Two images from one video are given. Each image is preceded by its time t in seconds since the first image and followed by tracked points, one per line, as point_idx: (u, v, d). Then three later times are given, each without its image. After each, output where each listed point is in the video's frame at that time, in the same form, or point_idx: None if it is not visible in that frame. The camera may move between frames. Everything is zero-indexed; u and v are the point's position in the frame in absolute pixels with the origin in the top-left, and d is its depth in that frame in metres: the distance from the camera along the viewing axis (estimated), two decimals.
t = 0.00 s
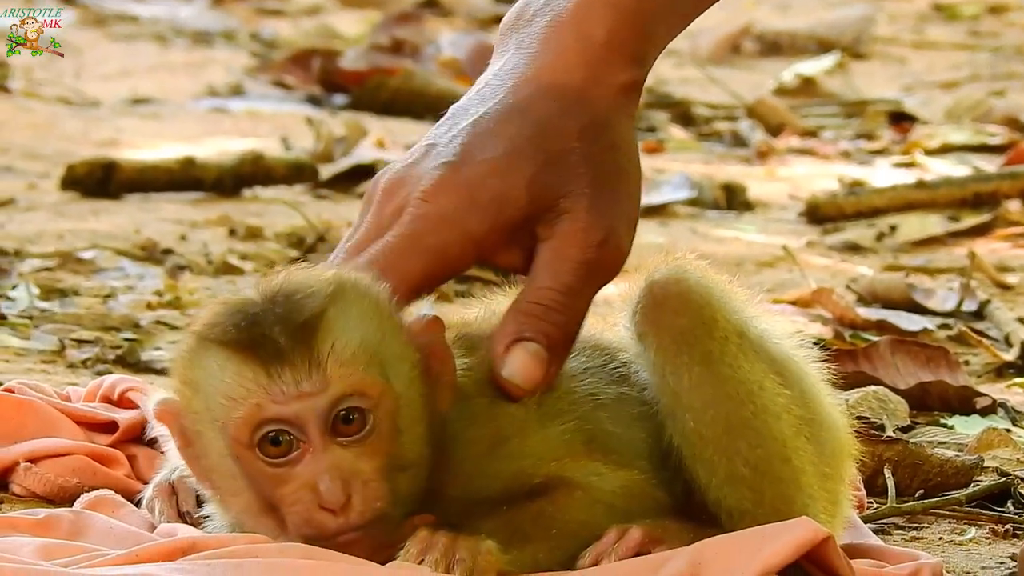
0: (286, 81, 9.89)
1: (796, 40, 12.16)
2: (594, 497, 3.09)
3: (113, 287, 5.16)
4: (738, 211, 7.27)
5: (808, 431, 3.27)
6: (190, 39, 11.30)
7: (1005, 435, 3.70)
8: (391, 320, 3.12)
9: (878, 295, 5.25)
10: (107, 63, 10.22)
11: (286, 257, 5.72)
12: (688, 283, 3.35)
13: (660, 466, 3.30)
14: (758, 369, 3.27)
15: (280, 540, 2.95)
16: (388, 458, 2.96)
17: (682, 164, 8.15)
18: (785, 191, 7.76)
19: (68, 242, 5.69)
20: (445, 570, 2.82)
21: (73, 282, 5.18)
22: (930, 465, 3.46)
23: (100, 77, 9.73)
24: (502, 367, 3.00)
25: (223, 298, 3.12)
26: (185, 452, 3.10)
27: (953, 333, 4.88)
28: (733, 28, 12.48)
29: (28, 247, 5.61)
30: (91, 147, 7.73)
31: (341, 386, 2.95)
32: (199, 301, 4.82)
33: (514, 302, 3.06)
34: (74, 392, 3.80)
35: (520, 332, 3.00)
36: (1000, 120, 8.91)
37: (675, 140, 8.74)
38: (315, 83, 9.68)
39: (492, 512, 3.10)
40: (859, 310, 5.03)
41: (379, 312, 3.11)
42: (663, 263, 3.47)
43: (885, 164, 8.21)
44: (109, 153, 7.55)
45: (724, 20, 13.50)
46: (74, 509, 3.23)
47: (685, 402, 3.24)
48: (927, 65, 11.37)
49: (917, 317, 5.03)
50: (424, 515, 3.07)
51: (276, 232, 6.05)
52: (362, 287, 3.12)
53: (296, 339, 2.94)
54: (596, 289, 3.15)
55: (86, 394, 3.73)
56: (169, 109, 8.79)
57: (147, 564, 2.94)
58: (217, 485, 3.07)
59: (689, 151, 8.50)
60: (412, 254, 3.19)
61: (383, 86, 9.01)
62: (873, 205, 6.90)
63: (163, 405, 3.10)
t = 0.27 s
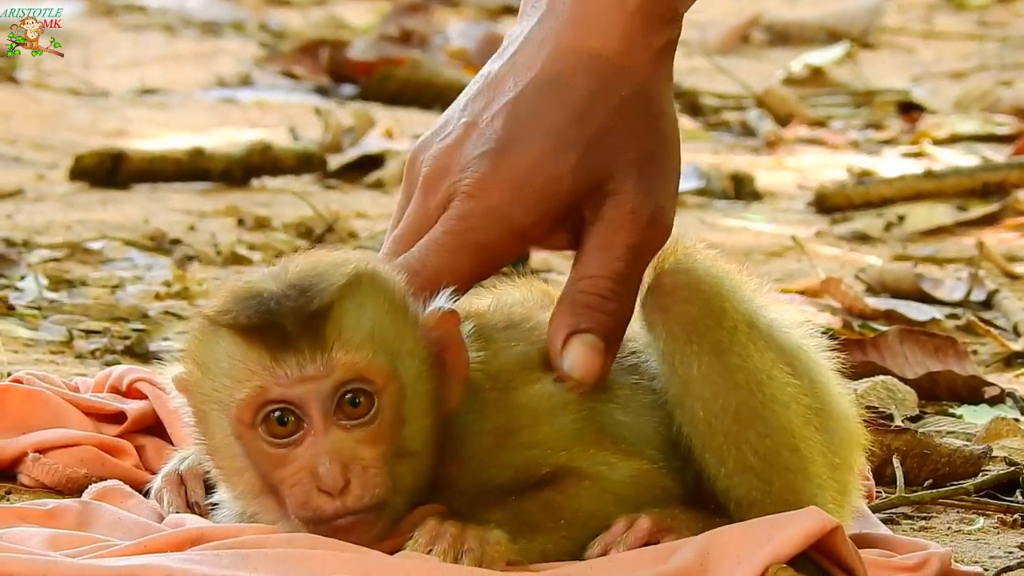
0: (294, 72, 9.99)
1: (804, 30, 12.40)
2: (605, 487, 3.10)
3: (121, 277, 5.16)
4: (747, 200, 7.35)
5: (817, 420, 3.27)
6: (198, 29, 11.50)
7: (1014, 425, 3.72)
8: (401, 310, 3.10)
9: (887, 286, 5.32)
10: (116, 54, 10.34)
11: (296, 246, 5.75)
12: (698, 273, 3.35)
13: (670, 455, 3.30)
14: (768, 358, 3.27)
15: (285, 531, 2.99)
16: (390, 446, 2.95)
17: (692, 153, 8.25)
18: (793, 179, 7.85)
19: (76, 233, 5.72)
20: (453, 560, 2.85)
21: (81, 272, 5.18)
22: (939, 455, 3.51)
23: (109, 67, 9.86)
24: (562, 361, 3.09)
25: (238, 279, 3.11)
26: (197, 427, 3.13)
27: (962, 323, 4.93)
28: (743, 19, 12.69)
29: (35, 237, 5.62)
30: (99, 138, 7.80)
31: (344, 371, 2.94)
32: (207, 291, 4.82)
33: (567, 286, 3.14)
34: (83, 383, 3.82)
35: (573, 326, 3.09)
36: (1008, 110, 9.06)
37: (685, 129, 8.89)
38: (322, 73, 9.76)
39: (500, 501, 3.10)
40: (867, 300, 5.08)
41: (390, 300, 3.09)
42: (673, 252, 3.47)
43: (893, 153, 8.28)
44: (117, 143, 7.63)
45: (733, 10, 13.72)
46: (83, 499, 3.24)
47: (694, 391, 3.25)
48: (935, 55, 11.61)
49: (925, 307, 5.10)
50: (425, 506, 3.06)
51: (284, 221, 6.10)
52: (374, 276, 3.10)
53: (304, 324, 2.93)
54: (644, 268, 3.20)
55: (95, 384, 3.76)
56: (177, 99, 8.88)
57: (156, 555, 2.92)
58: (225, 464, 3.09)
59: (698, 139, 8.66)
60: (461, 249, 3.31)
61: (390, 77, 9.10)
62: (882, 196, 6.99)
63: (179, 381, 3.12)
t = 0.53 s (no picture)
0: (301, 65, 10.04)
1: (811, 23, 12.48)
2: (611, 480, 3.10)
3: (127, 269, 5.16)
4: (753, 193, 7.36)
5: (824, 413, 3.27)
6: (205, 22, 11.71)
7: (1019, 418, 3.75)
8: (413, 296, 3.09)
9: (893, 278, 5.35)
10: (123, 49, 10.43)
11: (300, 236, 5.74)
12: (704, 267, 3.34)
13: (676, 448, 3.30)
14: (774, 351, 3.26)
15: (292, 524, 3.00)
16: (398, 435, 2.96)
17: (698, 146, 8.28)
18: (799, 172, 7.86)
19: (82, 224, 5.75)
20: (459, 551, 2.84)
21: (87, 264, 5.19)
22: (945, 448, 3.52)
23: (115, 61, 9.96)
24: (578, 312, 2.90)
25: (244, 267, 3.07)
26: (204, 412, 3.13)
27: (968, 316, 4.94)
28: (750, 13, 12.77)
29: (42, 228, 5.64)
30: (105, 129, 7.84)
31: (354, 356, 2.94)
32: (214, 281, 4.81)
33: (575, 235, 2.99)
34: (89, 374, 3.88)
35: (587, 274, 2.93)
36: (1014, 103, 9.07)
37: (691, 123, 8.94)
38: (329, 65, 9.80)
39: (506, 493, 3.10)
40: (873, 293, 5.10)
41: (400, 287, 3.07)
42: (680, 246, 3.47)
43: (900, 146, 8.28)
44: (122, 134, 7.67)
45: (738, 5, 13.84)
46: (90, 490, 3.26)
47: (700, 384, 3.24)
48: (941, 48, 11.69)
49: (931, 300, 5.11)
50: (432, 499, 3.06)
51: (290, 213, 6.11)
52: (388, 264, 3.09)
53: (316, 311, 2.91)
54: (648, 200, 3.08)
55: (101, 375, 3.82)
56: (182, 91, 8.93)
57: (161, 547, 2.92)
58: (232, 446, 3.10)
59: (705, 133, 8.71)
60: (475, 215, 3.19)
61: (396, 68, 9.15)
62: (889, 188, 6.98)
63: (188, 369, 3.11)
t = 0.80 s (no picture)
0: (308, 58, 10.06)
1: (818, 16, 12.54)
2: (617, 476, 3.10)
3: (135, 263, 5.16)
4: (761, 187, 7.35)
5: (829, 407, 3.26)
6: (212, 16, 11.80)
7: None
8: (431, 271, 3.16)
9: (900, 272, 5.35)
10: (131, 43, 10.47)
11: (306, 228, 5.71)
12: (710, 261, 3.32)
13: (683, 443, 3.29)
14: (779, 346, 3.25)
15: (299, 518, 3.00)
16: (444, 376, 2.96)
17: (706, 140, 8.30)
18: (807, 166, 7.86)
19: (89, 217, 5.75)
20: (466, 546, 2.83)
21: (95, 258, 5.19)
22: (952, 442, 3.52)
23: (123, 54, 10.00)
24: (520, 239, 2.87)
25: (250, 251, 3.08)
26: (237, 400, 3.04)
27: (975, 310, 4.94)
28: (758, 7, 12.82)
29: (50, 222, 5.65)
30: (112, 123, 7.85)
31: (395, 300, 2.97)
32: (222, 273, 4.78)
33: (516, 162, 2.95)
34: (97, 368, 3.92)
35: (530, 201, 2.89)
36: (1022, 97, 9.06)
37: (698, 117, 8.97)
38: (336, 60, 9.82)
39: (514, 487, 3.09)
40: (880, 287, 5.10)
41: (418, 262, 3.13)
42: (683, 241, 3.46)
43: (908, 140, 8.28)
44: (130, 128, 7.67)
45: None
46: (96, 484, 3.25)
47: (705, 379, 3.23)
48: (949, 41, 11.72)
49: (939, 294, 5.12)
50: (440, 491, 3.06)
51: (297, 207, 6.10)
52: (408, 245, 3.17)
53: (355, 264, 2.96)
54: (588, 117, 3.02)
55: (109, 369, 3.86)
56: (190, 85, 8.95)
57: (169, 540, 2.91)
58: (273, 425, 3.01)
59: (712, 127, 8.72)
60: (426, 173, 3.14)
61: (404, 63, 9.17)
62: (896, 181, 7.01)
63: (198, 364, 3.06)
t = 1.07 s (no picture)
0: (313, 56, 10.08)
1: (822, 15, 12.54)
2: (620, 474, 3.10)
3: (140, 262, 5.15)
4: (766, 185, 7.36)
5: (833, 405, 3.26)
6: (216, 15, 11.77)
7: None
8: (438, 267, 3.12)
9: (905, 270, 5.36)
10: (134, 41, 10.45)
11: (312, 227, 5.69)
12: (714, 259, 3.31)
13: (686, 441, 3.28)
14: (783, 344, 3.24)
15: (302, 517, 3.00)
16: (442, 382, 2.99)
17: (710, 138, 8.30)
18: (812, 164, 7.86)
19: (94, 216, 5.75)
20: (470, 544, 2.84)
21: (100, 256, 5.19)
22: (956, 440, 3.52)
23: (126, 52, 9.99)
24: (423, 193, 2.83)
25: (249, 250, 3.03)
26: (240, 402, 3.01)
27: (980, 308, 4.95)
28: (762, 5, 12.81)
29: (54, 220, 5.64)
30: (117, 121, 7.85)
31: (397, 307, 2.97)
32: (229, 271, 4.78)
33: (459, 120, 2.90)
34: (101, 366, 3.93)
35: (444, 162, 2.87)
36: None
37: (702, 115, 8.96)
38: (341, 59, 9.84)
39: (517, 485, 3.09)
40: (885, 285, 5.11)
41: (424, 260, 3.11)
42: (687, 239, 3.45)
43: (912, 138, 8.29)
44: (134, 126, 7.66)
45: None
46: (101, 483, 3.25)
47: (710, 377, 3.22)
48: (953, 40, 11.73)
49: (944, 292, 5.13)
50: (441, 489, 3.06)
51: (303, 205, 6.09)
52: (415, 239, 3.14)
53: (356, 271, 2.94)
54: (534, 105, 3.04)
55: (113, 368, 3.86)
56: (193, 83, 8.94)
57: (173, 538, 2.91)
58: (274, 428, 3.01)
59: (717, 125, 8.74)
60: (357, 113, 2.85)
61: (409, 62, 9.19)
62: (901, 179, 7.02)
63: (197, 366, 3.02)
